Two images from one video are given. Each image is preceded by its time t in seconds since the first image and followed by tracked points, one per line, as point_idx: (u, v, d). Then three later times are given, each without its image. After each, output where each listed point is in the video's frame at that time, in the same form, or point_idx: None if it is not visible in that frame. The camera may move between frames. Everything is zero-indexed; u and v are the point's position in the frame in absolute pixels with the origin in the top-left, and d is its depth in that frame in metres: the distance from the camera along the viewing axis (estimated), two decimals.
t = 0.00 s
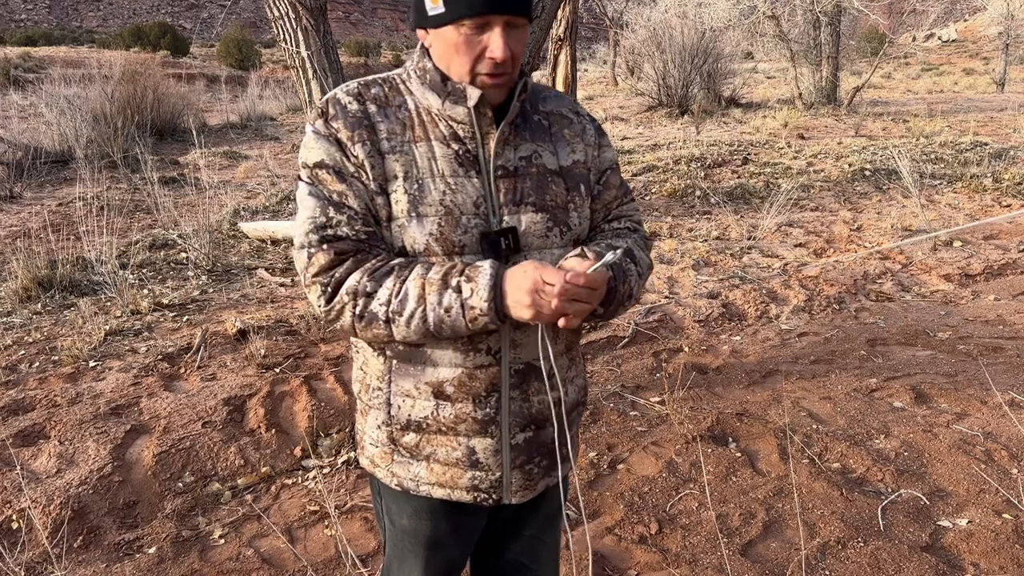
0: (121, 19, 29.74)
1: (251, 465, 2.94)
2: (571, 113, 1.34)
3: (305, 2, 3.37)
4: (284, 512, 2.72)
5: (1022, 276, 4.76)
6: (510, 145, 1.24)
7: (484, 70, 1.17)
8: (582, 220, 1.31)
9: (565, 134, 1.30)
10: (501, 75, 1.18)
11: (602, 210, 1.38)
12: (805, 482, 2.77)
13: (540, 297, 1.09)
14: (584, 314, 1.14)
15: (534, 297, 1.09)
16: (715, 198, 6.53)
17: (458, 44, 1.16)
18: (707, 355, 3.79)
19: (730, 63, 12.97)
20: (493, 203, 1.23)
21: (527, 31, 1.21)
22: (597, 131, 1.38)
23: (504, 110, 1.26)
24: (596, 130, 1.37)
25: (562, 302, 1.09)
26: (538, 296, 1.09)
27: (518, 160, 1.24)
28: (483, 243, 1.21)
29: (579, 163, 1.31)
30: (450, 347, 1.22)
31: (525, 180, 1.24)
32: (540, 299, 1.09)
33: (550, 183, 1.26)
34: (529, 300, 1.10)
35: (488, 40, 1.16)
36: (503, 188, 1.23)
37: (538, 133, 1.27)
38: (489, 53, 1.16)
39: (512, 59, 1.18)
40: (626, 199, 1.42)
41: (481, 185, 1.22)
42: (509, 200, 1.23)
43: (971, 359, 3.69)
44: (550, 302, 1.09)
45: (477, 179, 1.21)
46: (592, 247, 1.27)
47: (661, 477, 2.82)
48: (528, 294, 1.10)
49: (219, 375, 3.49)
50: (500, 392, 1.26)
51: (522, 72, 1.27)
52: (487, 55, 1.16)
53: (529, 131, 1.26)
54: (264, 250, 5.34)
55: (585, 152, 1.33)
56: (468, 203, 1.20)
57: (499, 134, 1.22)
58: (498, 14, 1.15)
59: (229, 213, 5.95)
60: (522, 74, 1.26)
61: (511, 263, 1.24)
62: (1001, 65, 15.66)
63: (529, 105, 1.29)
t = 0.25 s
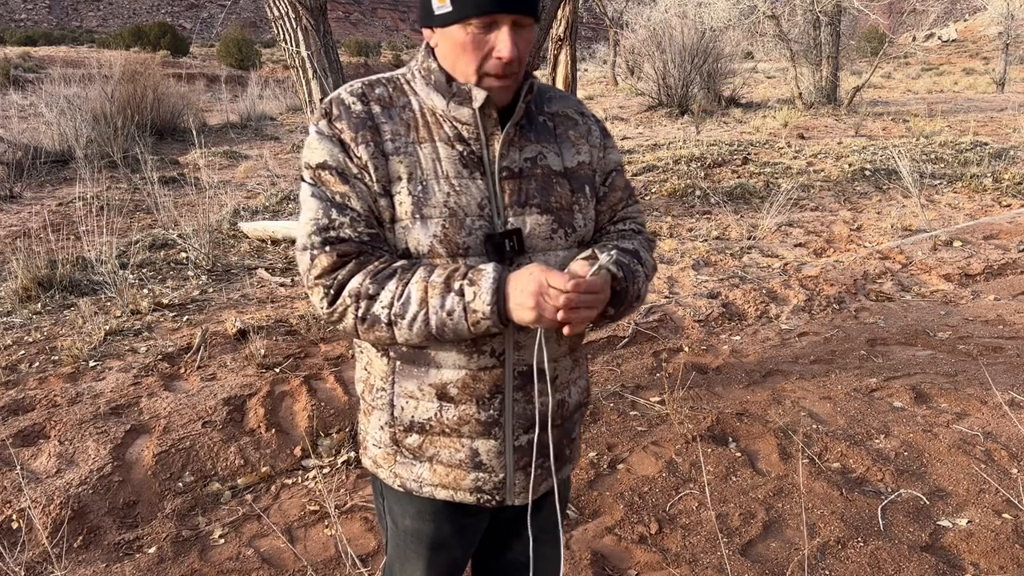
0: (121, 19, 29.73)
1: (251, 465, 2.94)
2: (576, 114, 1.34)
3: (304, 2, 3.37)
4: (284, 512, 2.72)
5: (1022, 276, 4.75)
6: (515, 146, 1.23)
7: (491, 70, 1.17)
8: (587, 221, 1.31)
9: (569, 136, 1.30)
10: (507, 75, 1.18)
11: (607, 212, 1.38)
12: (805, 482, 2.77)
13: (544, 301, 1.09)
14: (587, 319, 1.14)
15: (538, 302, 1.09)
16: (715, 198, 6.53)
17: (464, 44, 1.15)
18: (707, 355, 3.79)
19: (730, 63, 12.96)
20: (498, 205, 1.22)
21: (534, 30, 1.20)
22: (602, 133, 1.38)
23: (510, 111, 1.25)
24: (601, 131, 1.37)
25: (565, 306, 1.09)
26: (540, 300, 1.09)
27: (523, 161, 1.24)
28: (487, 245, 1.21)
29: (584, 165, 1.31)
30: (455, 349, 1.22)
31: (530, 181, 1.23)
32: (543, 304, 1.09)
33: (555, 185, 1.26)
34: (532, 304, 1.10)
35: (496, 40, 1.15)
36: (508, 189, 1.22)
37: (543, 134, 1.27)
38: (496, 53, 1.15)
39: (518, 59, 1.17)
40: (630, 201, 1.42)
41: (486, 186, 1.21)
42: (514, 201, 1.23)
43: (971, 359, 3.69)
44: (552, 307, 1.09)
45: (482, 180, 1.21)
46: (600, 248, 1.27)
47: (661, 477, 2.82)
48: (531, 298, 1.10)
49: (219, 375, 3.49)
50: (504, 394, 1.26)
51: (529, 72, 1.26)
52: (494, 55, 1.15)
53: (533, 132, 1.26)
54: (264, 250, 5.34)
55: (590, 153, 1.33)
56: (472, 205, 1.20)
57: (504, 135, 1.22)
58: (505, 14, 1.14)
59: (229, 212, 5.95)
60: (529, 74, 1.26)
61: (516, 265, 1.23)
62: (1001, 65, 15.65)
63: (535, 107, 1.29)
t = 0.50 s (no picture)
0: (121, 19, 29.72)
1: (251, 465, 2.94)
2: (578, 114, 1.34)
3: (304, 2, 3.37)
4: (284, 511, 2.72)
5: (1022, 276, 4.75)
6: (517, 145, 1.23)
7: (491, 69, 1.17)
8: (589, 221, 1.30)
9: (571, 135, 1.30)
10: (508, 73, 1.18)
11: (609, 212, 1.38)
12: (805, 482, 2.77)
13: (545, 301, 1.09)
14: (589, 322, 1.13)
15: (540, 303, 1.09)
16: (715, 198, 6.53)
17: (465, 43, 1.16)
18: (707, 355, 3.79)
19: (730, 63, 12.96)
20: (500, 203, 1.22)
21: (534, 29, 1.21)
22: (604, 134, 1.38)
23: (512, 110, 1.25)
24: (603, 132, 1.37)
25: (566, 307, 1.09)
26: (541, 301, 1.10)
27: (524, 160, 1.23)
28: (488, 244, 1.21)
29: (586, 164, 1.31)
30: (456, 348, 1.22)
31: (531, 180, 1.23)
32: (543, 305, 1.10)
33: (557, 184, 1.26)
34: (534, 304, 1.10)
35: (496, 38, 1.16)
36: (510, 188, 1.22)
37: (545, 134, 1.27)
38: (496, 51, 1.16)
39: (518, 57, 1.17)
40: (632, 201, 1.42)
41: (488, 185, 1.21)
42: (516, 200, 1.22)
43: (971, 359, 3.69)
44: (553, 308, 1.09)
45: (483, 179, 1.21)
46: (603, 247, 1.27)
47: (661, 477, 2.82)
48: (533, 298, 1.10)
49: (219, 375, 3.49)
50: (505, 393, 1.26)
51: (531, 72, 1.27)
52: (494, 53, 1.16)
53: (535, 131, 1.26)
54: (264, 250, 5.34)
55: (592, 153, 1.33)
56: (473, 203, 1.20)
57: (506, 133, 1.22)
58: (504, 12, 1.14)
59: (229, 212, 5.95)
60: (530, 74, 1.26)
61: (517, 263, 1.23)
62: (1001, 65, 15.64)
63: (536, 106, 1.29)
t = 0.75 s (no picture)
0: (121, 19, 29.72)
1: (251, 465, 2.94)
2: (580, 114, 1.33)
3: (304, 2, 3.37)
4: (284, 511, 2.72)
5: (1022, 276, 4.75)
6: (517, 145, 1.23)
7: (481, 64, 1.16)
8: (590, 222, 1.30)
9: (572, 136, 1.30)
10: (499, 68, 1.17)
11: (611, 212, 1.39)
12: (805, 482, 2.77)
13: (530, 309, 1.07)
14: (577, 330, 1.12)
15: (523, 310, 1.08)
16: (715, 198, 6.53)
17: (455, 40, 1.16)
18: (707, 355, 3.78)
19: (730, 63, 12.95)
20: (499, 203, 1.22)
21: (527, 24, 1.19)
22: (607, 134, 1.37)
23: (512, 109, 1.25)
24: (606, 132, 1.37)
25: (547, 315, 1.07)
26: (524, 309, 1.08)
27: (525, 159, 1.23)
28: (487, 243, 1.20)
29: (587, 165, 1.31)
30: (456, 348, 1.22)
31: (531, 181, 1.23)
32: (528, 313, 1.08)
33: (557, 184, 1.26)
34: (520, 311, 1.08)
35: (484, 33, 1.15)
36: (510, 188, 1.22)
37: (546, 134, 1.27)
38: (485, 47, 1.15)
39: (509, 52, 1.16)
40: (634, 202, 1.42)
41: (487, 184, 1.21)
42: (515, 200, 1.22)
43: (971, 359, 3.69)
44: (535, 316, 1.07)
45: (482, 178, 1.21)
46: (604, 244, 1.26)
47: (661, 477, 2.83)
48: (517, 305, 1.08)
49: (219, 375, 3.49)
50: (504, 393, 1.26)
51: (529, 70, 1.26)
52: (484, 48, 1.15)
53: (535, 131, 1.26)
54: (264, 250, 5.34)
55: (593, 154, 1.32)
56: (472, 203, 1.20)
57: (505, 133, 1.21)
58: (492, 7, 1.13)
59: (229, 212, 5.95)
60: (527, 72, 1.25)
61: (515, 263, 1.23)
62: (1002, 65, 15.64)
63: (537, 107, 1.29)
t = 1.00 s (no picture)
0: (121, 19, 29.71)
1: (251, 465, 2.94)
2: (571, 102, 1.32)
3: (304, 2, 3.37)
4: (284, 511, 2.72)
5: (1022, 275, 4.75)
6: (512, 143, 1.23)
7: (479, 67, 1.16)
8: (586, 215, 1.28)
9: (564, 128, 1.30)
10: (497, 70, 1.17)
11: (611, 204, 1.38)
12: (805, 482, 2.77)
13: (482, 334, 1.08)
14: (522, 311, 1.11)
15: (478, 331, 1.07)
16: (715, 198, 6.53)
17: (453, 42, 1.15)
18: (707, 355, 3.78)
19: (730, 63, 12.96)
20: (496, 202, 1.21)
21: (526, 23, 1.18)
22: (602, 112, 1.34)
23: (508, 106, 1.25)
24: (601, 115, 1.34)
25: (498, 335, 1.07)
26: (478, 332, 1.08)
27: (518, 158, 1.23)
28: (483, 243, 1.20)
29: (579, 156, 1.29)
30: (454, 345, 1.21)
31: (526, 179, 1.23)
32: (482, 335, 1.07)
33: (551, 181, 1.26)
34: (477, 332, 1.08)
35: (482, 35, 1.14)
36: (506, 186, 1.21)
37: (540, 129, 1.27)
38: (484, 49, 1.14)
39: (507, 53, 1.16)
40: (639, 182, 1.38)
41: (484, 183, 1.21)
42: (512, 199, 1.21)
43: (971, 359, 3.69)
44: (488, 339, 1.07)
45: (479, 177, 1.21)
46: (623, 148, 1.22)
47: (661, 477, 2.83)
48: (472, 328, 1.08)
49: (219, 375, 3.49)
50: (503, 391, 1.25)
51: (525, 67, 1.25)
52: (482, 51, 1.15)
53: (530, 128, 1.26)
54: (264, 250, 5.34)
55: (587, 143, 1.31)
56: (468, 202, 1.20)
57: (502, 132, 1.22)
58: (489, 8, 1.12)
59: (229, 213, 5.95)
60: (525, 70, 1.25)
61: (512, 262, 1.22)
62: (1001, 65, 15.64)
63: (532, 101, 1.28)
